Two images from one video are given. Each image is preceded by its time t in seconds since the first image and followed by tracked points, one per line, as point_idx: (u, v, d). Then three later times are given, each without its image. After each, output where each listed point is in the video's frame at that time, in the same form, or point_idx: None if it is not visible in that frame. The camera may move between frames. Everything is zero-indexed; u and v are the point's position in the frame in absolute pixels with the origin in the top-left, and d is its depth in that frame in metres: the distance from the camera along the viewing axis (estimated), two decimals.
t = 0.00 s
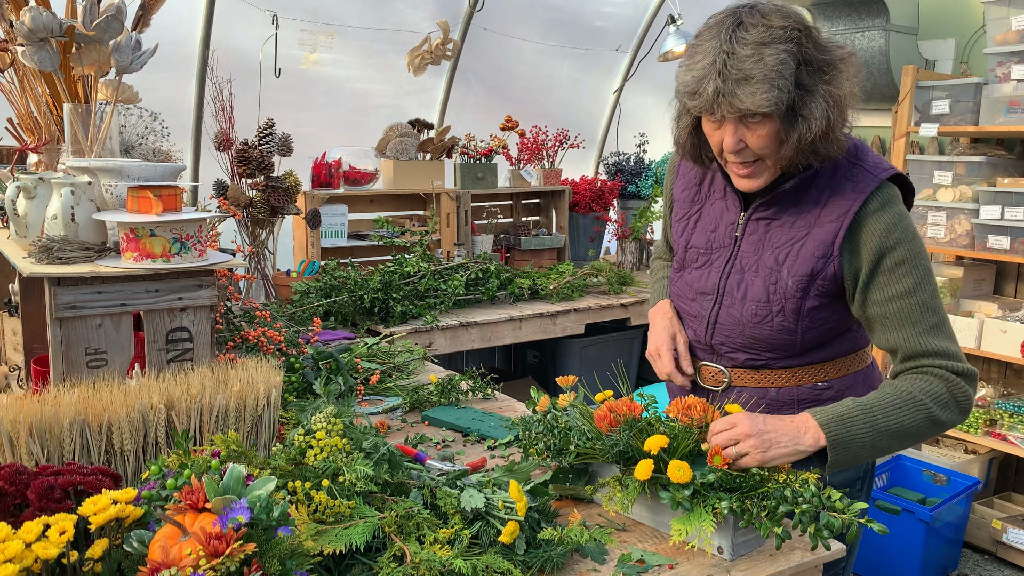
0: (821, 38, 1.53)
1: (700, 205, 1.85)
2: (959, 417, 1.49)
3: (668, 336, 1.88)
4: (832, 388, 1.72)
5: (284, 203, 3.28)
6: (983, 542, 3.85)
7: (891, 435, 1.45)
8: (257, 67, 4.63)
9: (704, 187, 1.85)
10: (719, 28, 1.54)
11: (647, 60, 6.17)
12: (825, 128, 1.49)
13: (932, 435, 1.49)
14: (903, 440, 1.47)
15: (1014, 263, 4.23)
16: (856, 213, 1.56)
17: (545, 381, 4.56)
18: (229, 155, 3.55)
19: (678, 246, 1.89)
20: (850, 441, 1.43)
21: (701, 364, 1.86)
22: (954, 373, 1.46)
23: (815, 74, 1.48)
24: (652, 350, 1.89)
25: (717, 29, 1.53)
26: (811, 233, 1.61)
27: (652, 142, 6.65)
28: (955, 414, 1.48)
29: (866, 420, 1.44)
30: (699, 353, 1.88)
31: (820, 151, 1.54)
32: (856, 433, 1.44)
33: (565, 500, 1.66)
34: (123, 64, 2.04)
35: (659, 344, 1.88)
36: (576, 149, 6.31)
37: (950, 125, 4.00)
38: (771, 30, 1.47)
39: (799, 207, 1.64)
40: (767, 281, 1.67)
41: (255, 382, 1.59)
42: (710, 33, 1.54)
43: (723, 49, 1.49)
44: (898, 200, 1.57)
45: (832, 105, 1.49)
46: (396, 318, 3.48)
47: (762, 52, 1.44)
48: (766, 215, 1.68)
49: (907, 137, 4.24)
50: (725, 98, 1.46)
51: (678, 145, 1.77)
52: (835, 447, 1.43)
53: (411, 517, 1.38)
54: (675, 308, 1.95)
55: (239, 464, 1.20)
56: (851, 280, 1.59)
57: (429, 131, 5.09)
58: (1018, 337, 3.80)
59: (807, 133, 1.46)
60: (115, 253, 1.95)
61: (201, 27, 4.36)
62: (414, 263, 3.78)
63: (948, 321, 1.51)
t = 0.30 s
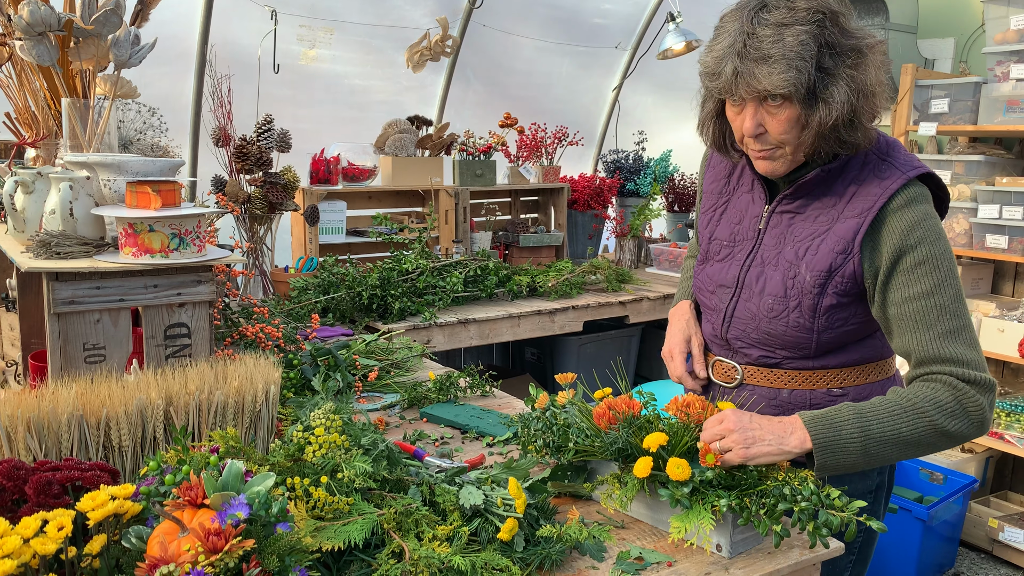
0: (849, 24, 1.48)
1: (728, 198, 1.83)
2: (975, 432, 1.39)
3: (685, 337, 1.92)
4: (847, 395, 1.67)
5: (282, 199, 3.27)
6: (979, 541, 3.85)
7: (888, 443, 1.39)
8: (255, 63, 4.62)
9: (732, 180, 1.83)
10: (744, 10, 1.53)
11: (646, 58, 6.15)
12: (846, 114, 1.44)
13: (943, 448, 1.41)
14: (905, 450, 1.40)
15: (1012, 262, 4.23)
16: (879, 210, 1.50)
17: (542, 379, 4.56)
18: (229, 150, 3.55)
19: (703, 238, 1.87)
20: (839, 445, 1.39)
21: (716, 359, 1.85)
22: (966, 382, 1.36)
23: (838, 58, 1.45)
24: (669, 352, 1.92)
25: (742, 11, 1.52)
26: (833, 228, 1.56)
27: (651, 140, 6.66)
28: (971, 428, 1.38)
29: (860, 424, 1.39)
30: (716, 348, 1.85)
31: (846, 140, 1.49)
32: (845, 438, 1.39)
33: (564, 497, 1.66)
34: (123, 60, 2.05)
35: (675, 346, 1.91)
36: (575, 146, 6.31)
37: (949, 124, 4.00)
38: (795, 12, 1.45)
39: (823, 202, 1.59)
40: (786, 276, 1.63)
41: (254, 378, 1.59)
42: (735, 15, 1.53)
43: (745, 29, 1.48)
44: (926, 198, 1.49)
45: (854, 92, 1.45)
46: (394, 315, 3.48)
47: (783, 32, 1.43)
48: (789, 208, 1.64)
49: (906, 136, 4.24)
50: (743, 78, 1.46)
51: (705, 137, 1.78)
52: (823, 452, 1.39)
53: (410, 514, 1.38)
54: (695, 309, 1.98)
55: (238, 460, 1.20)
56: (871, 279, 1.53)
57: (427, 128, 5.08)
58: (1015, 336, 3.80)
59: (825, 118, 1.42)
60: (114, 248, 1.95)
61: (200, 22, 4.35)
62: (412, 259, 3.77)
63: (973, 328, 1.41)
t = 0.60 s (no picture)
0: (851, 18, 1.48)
1: (734, 194, 1.84)
2: (984, 435, 1.37)
3: (682, 338, 1.94)
4: (848, 396, 1.66)
5: (279, 195, 3.26)
6: (975, 539, 3.86)
7: (890, 446, 1.39)
8: (253, 58, 4.61)
9: (738, 177, 1.84)
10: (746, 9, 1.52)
11: (645, 56, 6.16)
12: (852, 111, 1.44)
13: (951, 451, 1.40)
14: (909, 452, 1.39)
15: (1009, 261, 4.24)
16: (885, 207, 1.49)
17: (540, 376, 4.56)
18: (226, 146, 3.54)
19: (708, 233, 1.88)
20: (840, 447, 1.38)
21: (715, 356, 1.85)
22: (973, 384, 1.35)
23: (842, 55, 1.45)
24: (666, 353, 1.94)
25: (743, 10, 1.52)
26: (837, 225, 1.56)
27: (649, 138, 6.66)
28: (980, 431, 1.37)
29: (861, 426, 1.39)
30: (716, 344, 1.86)
31: (851, 138, 1.49)
32: (846, 438, 1.39)
33: (563, 494, 1.66)
34: (120, 54, 2.01)
35: (672, 347, 1.94)
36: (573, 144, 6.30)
37: (947, 123, 4.00)
38: (797, 10, 1.45)
39: (828, 199, 1.59)
40: (788, 272, 1.63)
41: (253, 373, 1.59)
42: (736, 15, 1.53)
43: (746, 28, 1.48)
44: (934, 198, 1.48)
45: (859, 89, 1.44)
46: (392, 312, 3.47)
47: (785, 30, 1.43)
48: (794, 205, 1.65)
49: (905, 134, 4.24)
50: (746, 78, 1.46)
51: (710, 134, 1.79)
52: (822, 452, 1.38)
53: (409, 510, 1.37)
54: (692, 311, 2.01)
55: (237, 456, 1.20)
56: (875, 279, 1.52)
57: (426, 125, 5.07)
58: (1012, 335, 3.80)
59: (831, 116, 1.42)
60: (112, 244, 1.94)
61: (198, 17, 4.34)
62: (410, 256, 3.77)
63: (982, 329, 1.39)
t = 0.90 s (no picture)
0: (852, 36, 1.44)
1: (738, 194, 1.85)
2: (984, 445, 1.35)
3: (683, 339, 1.96)
4: (843, 397, 1.66)
5: (277, 194, 3.25)
6: (972, 537, 3.88)
7: (887, 457, 1.37)
8: (251, 57, 4.61)
9: (743, 177, 1.85)
10: (743, 42, 1.48)
11: (643, 56, 6.17)
12: (861, 134, 1.43)
13: (952, 461, 1.38)
14: (907, 463, 1.37)
15: (1006, 260, 4.25)
16: (886, 214, 1.49)
17: (537, 375, 4.57)
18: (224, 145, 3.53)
19: (711, 232, 1.90)
20: (836, 458, 1.37)
21: (713, 353, 1.86)
22: (971, 392, 1.33)
23: (847, 83, 1.41)
24: (667, 355, 1.96)
25: (739, 48, 1.47)
26: (839, 228, 1.56)
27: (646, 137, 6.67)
28: (980, 440, 1.34)
29: (857, 435, 1.38)
30: (714, 341, 1.87)
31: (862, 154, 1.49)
32: (840, 451, 1.37)
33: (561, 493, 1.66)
34: (117, 53, 2.02)
35: (673, 349, 1.95)
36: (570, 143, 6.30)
37: (944, 122, 4.03)
38: (795, 45, 1.40)
39: (831, 202, 1.60)
40: (788, 274, 1.64)
41: (251, 373, 1.59)
42: (735, 49, 1.49)
43: (746, 70, 1.43)
44: (938, 204, 1.47)
45: (866, 111, 1.43)
46: (390, 311, 3.47)
47: (787, 73, 1.38)
48: (797, 207, 1.66)
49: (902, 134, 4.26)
50: (753, 123, 1.43)
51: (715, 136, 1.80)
52: (817, 461, 1.37)
53: (407, 510, 1.37)
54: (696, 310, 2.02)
55: (235, 456, 1.20)
56: (875, 284, 1.52)
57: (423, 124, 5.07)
58: (1009, 334, 3.82)
59: (843, 143, 1.42)
60: (110, 243, 1.94)
61: (195, 16, 4.33)
62: (408, 256, 3.78)
63: (985, 338, 1.37)
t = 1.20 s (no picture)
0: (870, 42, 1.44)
1: (737, 193, 1.85)
2: (979, 450, 1.36)
3: (682, 335, 1.94)
4: (843, 398, 1.67)
5: (273, 194, 3.27)
6: (970, 536, 3.87)
7: (882, 458, 1.37)
8: (247, 58, 4.61)
9: (742, 176, 1.85)
10: (758, 42, 1.47)
11: (639, 56, 6.17)
12: (872, 142, 1.44)
13: (945, 465, 1.38)
14: (902, 465, 1.37)
15: (1003, 259, 4.26)
16: (890, 218, 1.49)
17: (535, 375, 4.56)
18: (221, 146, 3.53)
19: (710, 231, 1.89)
20: (833, 458, 1.37)
21: (712, 353, 1.86)
22: (970, 397, 1.34)
23: (861, 90, 1.42)
24: (665, 350, 1.95)
25: (757, 48, 1.46)
26: (842, 231, 1.56)
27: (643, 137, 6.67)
28: (976, 445, 1.35)
29: (855, 436, 1.38)
30: (714, 341, 1.87)
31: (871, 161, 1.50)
32: (839, 452, 1.37)
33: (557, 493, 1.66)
34: (112, 54, 1.99)
35: (672, 345, 1.94)
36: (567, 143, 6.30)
37: (940, 121, 4.03)
38: (812, 49, 1.39)
39: (832, 204, 1.60)
40: (790, 276, 1.64)
41: (248, 373, 1.59)
42: (751, 48, 1.47)
43: (763, 73, 1.43)
44: (940, 207, 1.48)
45: (877, 118, 1.44)
46: (387, 312, 3.47)
47: (804, 77, 1.38)
48: (798, 209, 1.65)
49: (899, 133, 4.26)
50: (766, 126, 1.42)
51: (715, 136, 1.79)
52: (815, 460, 1.37)
53: (403, 510, 1.37)
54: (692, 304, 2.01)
55: (232, 456, 1.20)
56: (878, 287, 1.52)
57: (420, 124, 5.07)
58: (1006, 332, 3.82)
59: (854, 150, 1.43)
60: (105, 244, 1.94)
61: (191, 17, 4.33)
62: (405, 256, 3.78)
63: (984, 343, 1.38)
